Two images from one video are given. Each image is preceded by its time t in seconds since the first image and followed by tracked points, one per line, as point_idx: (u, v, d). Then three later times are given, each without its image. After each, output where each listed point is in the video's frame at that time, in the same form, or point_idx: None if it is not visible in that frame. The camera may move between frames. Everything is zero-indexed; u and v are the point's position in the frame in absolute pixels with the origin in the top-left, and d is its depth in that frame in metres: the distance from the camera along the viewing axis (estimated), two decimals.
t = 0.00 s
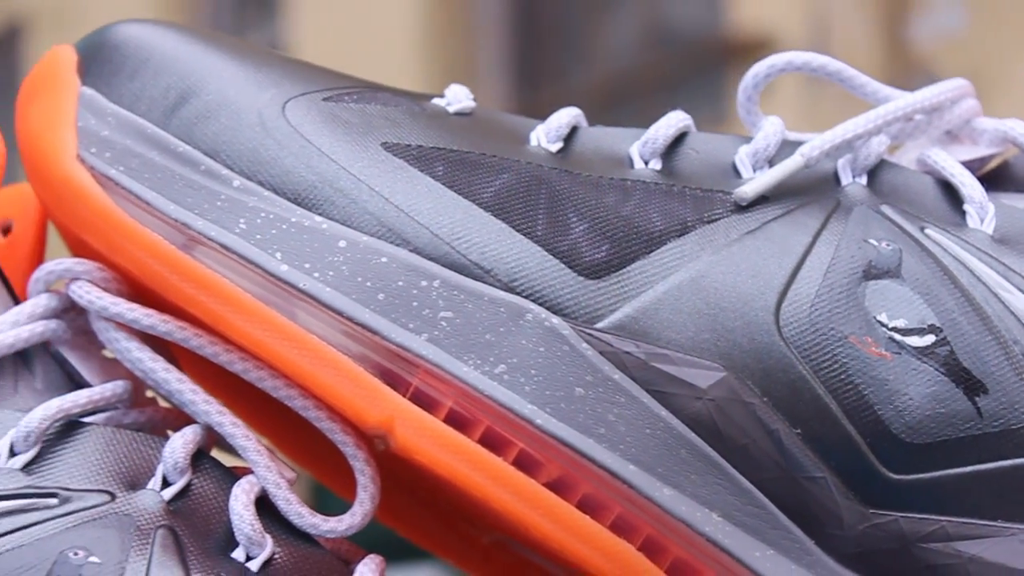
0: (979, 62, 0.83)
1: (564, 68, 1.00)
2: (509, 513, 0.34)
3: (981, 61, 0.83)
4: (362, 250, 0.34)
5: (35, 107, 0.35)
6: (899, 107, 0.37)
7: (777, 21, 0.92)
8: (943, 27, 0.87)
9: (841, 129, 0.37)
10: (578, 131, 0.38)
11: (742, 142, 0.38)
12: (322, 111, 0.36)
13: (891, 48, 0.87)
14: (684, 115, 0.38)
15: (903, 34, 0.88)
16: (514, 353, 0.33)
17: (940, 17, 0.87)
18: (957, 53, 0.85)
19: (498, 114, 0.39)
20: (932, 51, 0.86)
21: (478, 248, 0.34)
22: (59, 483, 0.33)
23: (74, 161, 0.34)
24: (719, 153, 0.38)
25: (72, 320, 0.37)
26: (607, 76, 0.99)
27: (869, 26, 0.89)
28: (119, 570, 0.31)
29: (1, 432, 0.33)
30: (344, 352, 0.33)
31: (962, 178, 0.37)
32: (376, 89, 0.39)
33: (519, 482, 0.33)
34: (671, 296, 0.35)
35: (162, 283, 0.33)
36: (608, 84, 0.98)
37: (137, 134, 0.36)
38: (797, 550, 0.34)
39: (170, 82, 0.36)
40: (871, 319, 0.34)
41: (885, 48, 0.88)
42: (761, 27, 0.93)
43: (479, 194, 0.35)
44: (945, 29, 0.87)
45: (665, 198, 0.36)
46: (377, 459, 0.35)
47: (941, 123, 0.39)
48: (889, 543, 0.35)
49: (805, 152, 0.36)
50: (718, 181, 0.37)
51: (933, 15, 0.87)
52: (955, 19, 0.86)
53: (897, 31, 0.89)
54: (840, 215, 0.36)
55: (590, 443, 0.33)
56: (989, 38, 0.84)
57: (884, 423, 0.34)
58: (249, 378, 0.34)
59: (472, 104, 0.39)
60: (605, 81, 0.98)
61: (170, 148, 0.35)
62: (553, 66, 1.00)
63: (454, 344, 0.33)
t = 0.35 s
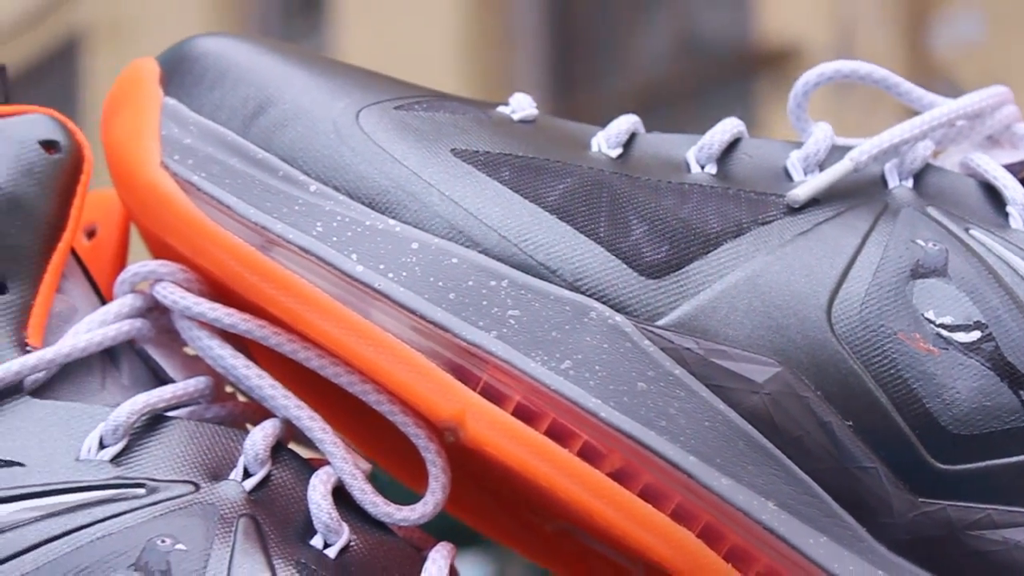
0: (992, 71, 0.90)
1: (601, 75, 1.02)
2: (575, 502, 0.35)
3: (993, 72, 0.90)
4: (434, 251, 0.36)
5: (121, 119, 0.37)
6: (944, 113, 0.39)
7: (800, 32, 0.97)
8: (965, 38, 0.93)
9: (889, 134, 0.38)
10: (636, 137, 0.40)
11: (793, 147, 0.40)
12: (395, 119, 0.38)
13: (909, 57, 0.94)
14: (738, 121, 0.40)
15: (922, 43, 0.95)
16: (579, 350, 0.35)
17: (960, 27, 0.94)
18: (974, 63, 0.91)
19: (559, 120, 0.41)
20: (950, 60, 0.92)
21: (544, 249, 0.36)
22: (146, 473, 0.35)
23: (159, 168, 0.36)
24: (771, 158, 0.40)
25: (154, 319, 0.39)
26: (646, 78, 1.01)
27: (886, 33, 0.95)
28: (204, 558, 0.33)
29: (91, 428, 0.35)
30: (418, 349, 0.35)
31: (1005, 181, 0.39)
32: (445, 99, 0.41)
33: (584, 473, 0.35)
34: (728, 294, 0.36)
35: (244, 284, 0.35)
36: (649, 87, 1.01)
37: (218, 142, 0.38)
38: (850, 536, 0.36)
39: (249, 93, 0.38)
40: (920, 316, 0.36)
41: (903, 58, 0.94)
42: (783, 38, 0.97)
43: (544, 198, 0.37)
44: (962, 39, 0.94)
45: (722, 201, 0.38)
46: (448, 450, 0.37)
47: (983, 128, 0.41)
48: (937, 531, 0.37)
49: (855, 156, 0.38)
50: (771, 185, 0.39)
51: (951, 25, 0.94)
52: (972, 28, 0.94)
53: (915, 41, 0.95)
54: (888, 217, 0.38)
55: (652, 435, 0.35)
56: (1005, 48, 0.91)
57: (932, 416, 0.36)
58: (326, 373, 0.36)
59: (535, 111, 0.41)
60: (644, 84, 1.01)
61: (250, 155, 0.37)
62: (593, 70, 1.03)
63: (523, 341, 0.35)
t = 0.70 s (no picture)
0: (992, 87, 0.91)
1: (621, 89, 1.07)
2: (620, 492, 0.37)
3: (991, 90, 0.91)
4: (486, 255, 0.38)
5: (191, 132, 0.40)
6: (963, 124, 0.42)
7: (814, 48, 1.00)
8: (966, 50, 0.94)
9: (913, 144, 0.41)
10: (674, 148, 0.42)
11: (821, 156, 0.42)
12: (449, 131, 0.41)
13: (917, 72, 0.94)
14: (770, 131, 0.42)
15: (930, 55, 0.96)
16: (624, 348, 0.37)
17: (962, 40, 0.95)
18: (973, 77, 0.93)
19: (602, 132, 0.44)
20: (953, 73, 0.94)
21: (589, 253, 0.38)
22: (216, 464, 0.37)
23: (225, 177, 0.38)
24: (801, 166, 0.42)
25: (222, 320, 0.42)
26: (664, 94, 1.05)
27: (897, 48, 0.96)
28: (271, 543, 0.35)
29: (164, 421, 0.38)
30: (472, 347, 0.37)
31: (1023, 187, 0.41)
32: (494, 112, 0.43)
33: (629, 464, 0.37)
34: (762, 295, 0.39)
35: (306, 286, 0.37)
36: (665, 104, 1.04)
37: (282, 153, 0.40)
38: (878, 524, 0.38)
39: (311, 106, 0.41)
40: (943, 316, 0.38)
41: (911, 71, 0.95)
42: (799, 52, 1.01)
43: (589, 205, 0.39)
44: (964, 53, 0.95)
45: (756, 207, 0.40)
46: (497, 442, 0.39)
47: (1002, 137, 0.43)
48: (960, 518, 0.39)
49: (881, 165, 0.40)
50: (802, 191, 0.41)
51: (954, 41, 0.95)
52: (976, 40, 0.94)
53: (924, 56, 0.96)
54: (913, 222, 0.40)
55: (693, 428, 0.37)
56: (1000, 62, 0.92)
57: (956, 410, 0.38)
58: (383, 370, 0.38)
59: (579, 123, 0.43)
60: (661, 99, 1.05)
61: (313, 166, 0.40)
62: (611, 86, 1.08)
63: (570, 340, 0.37)
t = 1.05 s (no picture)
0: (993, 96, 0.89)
1: (639, 101, 1.12)
2: (659, 476, 0.40)
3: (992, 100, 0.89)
4: (533, 255, 0.41)
5: (256, 140, 0.43)
6: (976, 131, 0.44)
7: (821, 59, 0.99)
8: (964, 61, 0.92)
9: (930, 149, 0.44)
10: (707, 154, 0.45)
11: (844, 161, 0.45)
12: (496, 139, 0.43)
13: (916, 80, 0.92)
14: (797, 138, 0.45)
15: (928, 65, 0.93)
16: (662, 340, 0.40)
17: (959, 51, 0.92)
18: (976, 88, 0.90)
19: (638, 139, 0.46)
20: (951, 85, 0.91)
21: (629, 252, 0.41)
22: (281, 450, 0.40)
23: (289, 184, 0.41)
24: (826, 171, 0.45)
25: (285, 316, 0.44)
26: (680, 106, 1.08)
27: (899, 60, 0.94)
28: (334, 523, 0.38)
29: (233, 410, 0.41)
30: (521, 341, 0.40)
31: None
32: (537, 120, 0.46)
33: (667, 449, 0.39)
34: (790, 291, 0.41)
35: (366, 285, 0.40)
36: (682, 113, 1.08)
37: (341, 159, 0.43)
38: (900, 505, 0.41)
39: (366, 116, 0.44)
40: (960, 310, 0.41)
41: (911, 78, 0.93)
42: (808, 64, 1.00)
43: (628, 207, 0.42)
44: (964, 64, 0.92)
45: (784, 209, 0.43)
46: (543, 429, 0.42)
47: (1012, 143, 0.46)
48: (975, 499, 0.41)
49: (901, 169, 0.43)
50: (826, 194, 0.44)
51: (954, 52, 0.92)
52: (972, 51, 0.92)
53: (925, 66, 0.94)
54: (930, 223, 0.43)
55: (728, 416, 0.39)
56: (1002, 77, 0.89)
57: (973, 397, 0.41)
58: (437, 363, 0.41)
59: (618, 130, 0.46)
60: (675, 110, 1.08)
61: (370, 171, 0.43)
62: (630, 97, 1.13)
63: (613, 333, 0.40)
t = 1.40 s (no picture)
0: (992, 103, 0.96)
1: (657, 106, 1.19)
2: (692, 460, 0.42)
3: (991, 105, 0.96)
4: (573, 252, 0.44)
5: (312, 145, 0.46)
6: (988, 135, 0.47)
7: (828, 70, 1.06)
8: (964, 70, 0.98)
9: (945, 152, 0.46)
10: (735, 158, 0.48)
11: (863, 164, 0.48)
12: (537, 144, 0.46)
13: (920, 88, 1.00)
14: (819, 142, 0.48)
15: (930, 74, 1.01)
16: (695, 332, 0.43)
17: (959, 60, 0.99)
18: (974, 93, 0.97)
19: (670, 144, 0.49)
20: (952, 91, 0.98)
21: (663, 249, 0.44)
22: (338, 436, 0.43)
23: (343, 186, 0.44)
24: (846, 173, 0.47)
25: (340, 310, 0.47)
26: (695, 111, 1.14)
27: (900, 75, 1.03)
28: (388, 503, 0.41)
29: (292, 398, 0.44)
30: (562, 333, 0.42)
31: None
32: (575, 126, 0.49)
33: (699, 434, 0.42)
34: (814, 286, 0.44)
35: (417, 281, 0.43)
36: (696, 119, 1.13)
37: (392, 163, 0.46)
38: (918, 487, 0.43)
39: (415, 123, 0.46)
40: (974, 303, 0.43)
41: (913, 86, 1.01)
42: (814, 74, 1.06)
43: (662, 207, 0.45)
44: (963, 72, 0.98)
45: (808, 209, 0.46)
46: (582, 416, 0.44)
47: None
48: (990, 482, 0.44)
49: (917, 171, 0.46)
50: (847, 195, 0.47)
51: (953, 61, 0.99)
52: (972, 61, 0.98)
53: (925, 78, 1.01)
54: (945, 222, 0.45)
55: (757, 403, 0.42)
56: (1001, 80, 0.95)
57: (986, 385, 0.43)
58: (483, 354, 0.44)
59: (651, 136, 0.49)
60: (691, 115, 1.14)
61: (419, 174, 0.45)
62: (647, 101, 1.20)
63: (649, 326, 0.43)
